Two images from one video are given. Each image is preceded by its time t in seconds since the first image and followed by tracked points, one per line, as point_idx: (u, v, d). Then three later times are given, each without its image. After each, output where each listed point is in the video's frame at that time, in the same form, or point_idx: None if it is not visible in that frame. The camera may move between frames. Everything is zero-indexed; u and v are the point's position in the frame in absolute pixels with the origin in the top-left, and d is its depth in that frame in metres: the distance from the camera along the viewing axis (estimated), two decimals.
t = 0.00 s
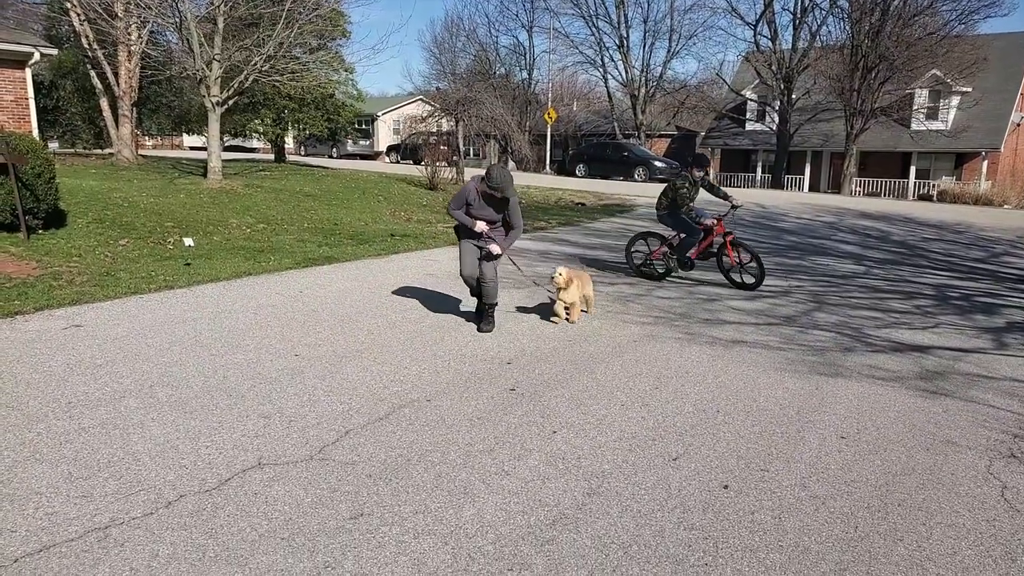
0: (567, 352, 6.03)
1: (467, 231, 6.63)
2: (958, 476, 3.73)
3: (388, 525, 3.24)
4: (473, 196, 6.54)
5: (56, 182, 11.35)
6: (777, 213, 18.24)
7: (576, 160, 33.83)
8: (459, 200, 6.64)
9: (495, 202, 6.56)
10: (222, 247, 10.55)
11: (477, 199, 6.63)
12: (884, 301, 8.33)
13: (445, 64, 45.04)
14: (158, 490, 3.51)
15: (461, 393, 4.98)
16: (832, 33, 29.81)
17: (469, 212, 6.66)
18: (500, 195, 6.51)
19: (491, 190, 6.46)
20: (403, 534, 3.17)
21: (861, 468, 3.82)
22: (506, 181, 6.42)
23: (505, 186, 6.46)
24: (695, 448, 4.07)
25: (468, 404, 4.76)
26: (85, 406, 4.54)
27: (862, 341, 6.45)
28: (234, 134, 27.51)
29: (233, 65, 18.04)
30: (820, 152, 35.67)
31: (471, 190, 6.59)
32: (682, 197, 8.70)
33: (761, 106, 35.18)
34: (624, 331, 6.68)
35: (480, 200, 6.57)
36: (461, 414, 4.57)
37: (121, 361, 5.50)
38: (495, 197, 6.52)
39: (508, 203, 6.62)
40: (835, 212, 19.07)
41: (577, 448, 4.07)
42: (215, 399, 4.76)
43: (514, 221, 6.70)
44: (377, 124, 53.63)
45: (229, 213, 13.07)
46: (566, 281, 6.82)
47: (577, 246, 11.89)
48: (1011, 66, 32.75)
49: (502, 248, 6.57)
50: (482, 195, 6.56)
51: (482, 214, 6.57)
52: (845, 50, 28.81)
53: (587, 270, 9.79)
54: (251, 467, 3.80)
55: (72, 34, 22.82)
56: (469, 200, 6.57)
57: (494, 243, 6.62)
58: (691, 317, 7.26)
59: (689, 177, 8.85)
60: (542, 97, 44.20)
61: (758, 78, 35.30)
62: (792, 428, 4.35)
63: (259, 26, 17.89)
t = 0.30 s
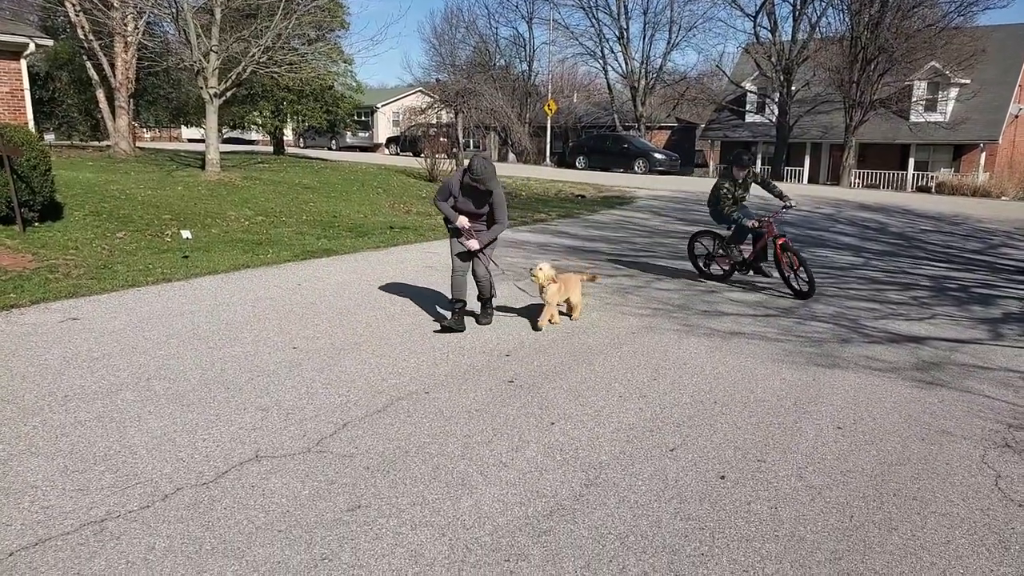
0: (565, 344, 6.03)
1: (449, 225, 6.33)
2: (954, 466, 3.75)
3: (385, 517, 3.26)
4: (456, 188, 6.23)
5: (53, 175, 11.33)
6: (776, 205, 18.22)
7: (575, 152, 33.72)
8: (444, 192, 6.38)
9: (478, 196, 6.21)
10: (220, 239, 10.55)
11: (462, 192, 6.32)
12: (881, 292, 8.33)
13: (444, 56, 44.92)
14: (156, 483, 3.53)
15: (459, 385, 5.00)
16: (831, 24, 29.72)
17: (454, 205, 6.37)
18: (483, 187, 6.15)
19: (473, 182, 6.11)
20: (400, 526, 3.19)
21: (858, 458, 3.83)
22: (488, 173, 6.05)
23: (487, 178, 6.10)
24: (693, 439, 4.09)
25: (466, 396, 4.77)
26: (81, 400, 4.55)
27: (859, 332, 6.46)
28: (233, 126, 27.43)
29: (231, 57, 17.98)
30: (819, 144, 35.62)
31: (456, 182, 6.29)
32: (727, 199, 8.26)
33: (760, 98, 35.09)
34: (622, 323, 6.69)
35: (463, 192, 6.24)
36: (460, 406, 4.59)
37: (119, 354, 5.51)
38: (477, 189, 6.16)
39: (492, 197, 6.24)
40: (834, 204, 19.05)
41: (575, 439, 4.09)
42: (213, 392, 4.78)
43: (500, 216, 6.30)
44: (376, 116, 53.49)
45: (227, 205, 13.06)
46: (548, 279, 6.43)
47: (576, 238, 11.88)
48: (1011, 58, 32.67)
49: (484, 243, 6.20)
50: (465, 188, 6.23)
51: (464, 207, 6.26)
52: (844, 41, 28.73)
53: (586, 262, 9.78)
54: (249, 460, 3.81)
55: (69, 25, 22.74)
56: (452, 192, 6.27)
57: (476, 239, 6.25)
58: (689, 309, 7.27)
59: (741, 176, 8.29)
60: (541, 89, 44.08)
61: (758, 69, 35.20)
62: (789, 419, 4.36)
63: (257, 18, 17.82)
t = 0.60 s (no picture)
0: (563, 334, 6.02)
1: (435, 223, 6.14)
2: (951, 456, 3.75)
3: (383, 506, 3.26)
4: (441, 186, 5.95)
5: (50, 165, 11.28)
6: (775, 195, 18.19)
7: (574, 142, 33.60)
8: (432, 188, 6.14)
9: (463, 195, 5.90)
10: (217, 229, 10.52)
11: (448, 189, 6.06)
12: (880, 281, 8.33)
13: (442, 45, 44.68)
14: (153, 472, 3.52)
15: (456, 375, 4.99)
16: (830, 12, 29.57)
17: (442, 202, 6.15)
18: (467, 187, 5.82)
19: (455, 181, 5.81)
20: (397, 515, 3.19)
21: (855, 448, 3.83)
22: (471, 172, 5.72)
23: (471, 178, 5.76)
24: (690, 428, 4.08)
25: (463, 386, 4.76)
26: (79, 390, 4.54)
27: (857, 321, 6.45)
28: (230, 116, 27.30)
29: (228, 46, 17.86)
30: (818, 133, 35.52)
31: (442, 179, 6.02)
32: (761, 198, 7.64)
33: (760, 87, 34.95)
34: (620, 313, 6.68)
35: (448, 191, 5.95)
36: (457, 396, 4.58)
37: (116, 344, 5.50)
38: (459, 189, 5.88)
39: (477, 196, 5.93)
40: (833, 193, 19.02)
41: (572, 429, 4.08)
42: (211, 382, 4.77)
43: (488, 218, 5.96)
44: (374, 106, 53.25)
45: (224, 195, 13.02)
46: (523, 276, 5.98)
47: (574, 228, 11.84)
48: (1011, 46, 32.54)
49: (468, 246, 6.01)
50: (450, 186, 5.94)
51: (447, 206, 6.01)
52: (844, 30, 28.59)
53: (584, 252, 9.75)
54: (246, 450, 3.80)
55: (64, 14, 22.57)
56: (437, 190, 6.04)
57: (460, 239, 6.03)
58: (688, 299, 7.25)
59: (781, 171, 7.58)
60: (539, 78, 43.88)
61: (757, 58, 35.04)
62: (787, 409, 4.36)
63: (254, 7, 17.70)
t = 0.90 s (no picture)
0: (585, 328, 5.98)
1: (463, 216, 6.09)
2: (983, 459, 3.66)
3: (402, 495, 3.27)
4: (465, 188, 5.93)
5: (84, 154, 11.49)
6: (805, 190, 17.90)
7: (601, 135, 33.35)
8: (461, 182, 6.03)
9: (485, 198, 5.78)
10: (245, 219, 10.62)
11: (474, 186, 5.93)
12: (913, 280, 8.14)
13: (470, 37, 44.61)
14: (179, 456, 3.57)
15: (478, 367, 4.98)
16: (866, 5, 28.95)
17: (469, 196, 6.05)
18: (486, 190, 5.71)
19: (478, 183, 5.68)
20: (417, 504, 3.19)
21: (883, 449, 3.75)
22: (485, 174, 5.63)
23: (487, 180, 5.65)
24: (713, 425, 4.03)
25: (486, 378, 4.75)
26: (109, 374, 4.62)
27: (888, 320, 6.32)
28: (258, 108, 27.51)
29: (258, 38, 17.99)
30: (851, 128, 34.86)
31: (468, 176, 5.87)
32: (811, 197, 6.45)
33: (791, 80, 34.38)
34: (644, 307, 6.62)
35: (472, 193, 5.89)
36: (478, 387, 4.58)
37: (146, 330, 5.58)
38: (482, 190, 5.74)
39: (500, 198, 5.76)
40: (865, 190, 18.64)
41: (593, 423, 4.05)
42: (236, 368, 4.83)
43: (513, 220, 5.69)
44: (401, 98, 53.41)
45: (252, 185, 13.15)
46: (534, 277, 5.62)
47: (599, 222, 11.74)
48: None
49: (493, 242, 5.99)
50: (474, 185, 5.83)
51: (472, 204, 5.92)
52: (880, 22, 27.98)
53: (609, 246, 9.67)
54: (270, 436, 3.84)
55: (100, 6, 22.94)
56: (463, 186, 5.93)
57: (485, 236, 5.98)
58: (714, 295, 7.16)
59: (842, 166, 6.30)
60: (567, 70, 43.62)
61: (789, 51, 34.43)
62: (813, 407, 4.28)
63: None
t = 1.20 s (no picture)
0: (618, 324, 5.96)
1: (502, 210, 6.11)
2: None
3: (430, 483, 3.31)
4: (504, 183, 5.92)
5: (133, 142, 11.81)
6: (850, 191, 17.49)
7: (642, 132, 33.04)
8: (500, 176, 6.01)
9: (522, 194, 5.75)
10: (285, 208, 10.81)
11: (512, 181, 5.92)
12: (958, 285, 7.91)
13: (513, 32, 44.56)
14: (214, 438, 3.67)
15: (510, 360, 5.00)
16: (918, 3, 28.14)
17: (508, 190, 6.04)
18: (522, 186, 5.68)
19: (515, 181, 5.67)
20: (444, 492, 3.23)
21: (920, 454, 3.68)
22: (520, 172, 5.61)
23: (523, 177, 5.63)
24: (744, 425, 3.99)
25: (517, 371, 4.77)
26: (149, 356, 4.76)
27: (931, 326, 6.17)
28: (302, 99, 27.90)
29: (303, 30, 18.21)
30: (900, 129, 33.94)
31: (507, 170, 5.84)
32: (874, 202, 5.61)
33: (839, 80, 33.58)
34: (680, 306, 6.56)
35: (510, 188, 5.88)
36: (509, 380, 4.60)
37: (186, 314, 5.73)
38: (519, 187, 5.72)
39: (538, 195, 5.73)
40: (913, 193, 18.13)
41: (623, 419, 4.04)
42: (272, 354, 4.93)
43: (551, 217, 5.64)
44: (443, 92, 53.63)
45: (293, 175, 13.38)
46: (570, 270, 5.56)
47: (637, 219, 11.65)
48: None
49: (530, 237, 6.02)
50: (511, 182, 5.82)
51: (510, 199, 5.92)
52: (933, 21, 27.16)
53: (646, 244, 9.60)
54: (303, 421, 3.92)
55: None
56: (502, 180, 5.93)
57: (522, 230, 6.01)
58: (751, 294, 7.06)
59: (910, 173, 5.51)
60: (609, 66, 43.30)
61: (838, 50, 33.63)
62: (848, 410, 4.21)
63: None
